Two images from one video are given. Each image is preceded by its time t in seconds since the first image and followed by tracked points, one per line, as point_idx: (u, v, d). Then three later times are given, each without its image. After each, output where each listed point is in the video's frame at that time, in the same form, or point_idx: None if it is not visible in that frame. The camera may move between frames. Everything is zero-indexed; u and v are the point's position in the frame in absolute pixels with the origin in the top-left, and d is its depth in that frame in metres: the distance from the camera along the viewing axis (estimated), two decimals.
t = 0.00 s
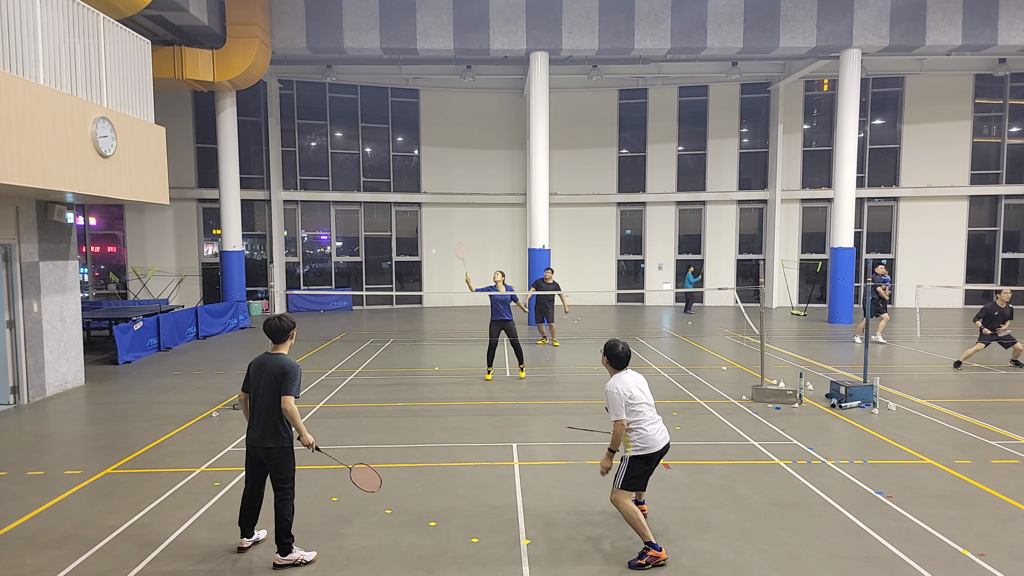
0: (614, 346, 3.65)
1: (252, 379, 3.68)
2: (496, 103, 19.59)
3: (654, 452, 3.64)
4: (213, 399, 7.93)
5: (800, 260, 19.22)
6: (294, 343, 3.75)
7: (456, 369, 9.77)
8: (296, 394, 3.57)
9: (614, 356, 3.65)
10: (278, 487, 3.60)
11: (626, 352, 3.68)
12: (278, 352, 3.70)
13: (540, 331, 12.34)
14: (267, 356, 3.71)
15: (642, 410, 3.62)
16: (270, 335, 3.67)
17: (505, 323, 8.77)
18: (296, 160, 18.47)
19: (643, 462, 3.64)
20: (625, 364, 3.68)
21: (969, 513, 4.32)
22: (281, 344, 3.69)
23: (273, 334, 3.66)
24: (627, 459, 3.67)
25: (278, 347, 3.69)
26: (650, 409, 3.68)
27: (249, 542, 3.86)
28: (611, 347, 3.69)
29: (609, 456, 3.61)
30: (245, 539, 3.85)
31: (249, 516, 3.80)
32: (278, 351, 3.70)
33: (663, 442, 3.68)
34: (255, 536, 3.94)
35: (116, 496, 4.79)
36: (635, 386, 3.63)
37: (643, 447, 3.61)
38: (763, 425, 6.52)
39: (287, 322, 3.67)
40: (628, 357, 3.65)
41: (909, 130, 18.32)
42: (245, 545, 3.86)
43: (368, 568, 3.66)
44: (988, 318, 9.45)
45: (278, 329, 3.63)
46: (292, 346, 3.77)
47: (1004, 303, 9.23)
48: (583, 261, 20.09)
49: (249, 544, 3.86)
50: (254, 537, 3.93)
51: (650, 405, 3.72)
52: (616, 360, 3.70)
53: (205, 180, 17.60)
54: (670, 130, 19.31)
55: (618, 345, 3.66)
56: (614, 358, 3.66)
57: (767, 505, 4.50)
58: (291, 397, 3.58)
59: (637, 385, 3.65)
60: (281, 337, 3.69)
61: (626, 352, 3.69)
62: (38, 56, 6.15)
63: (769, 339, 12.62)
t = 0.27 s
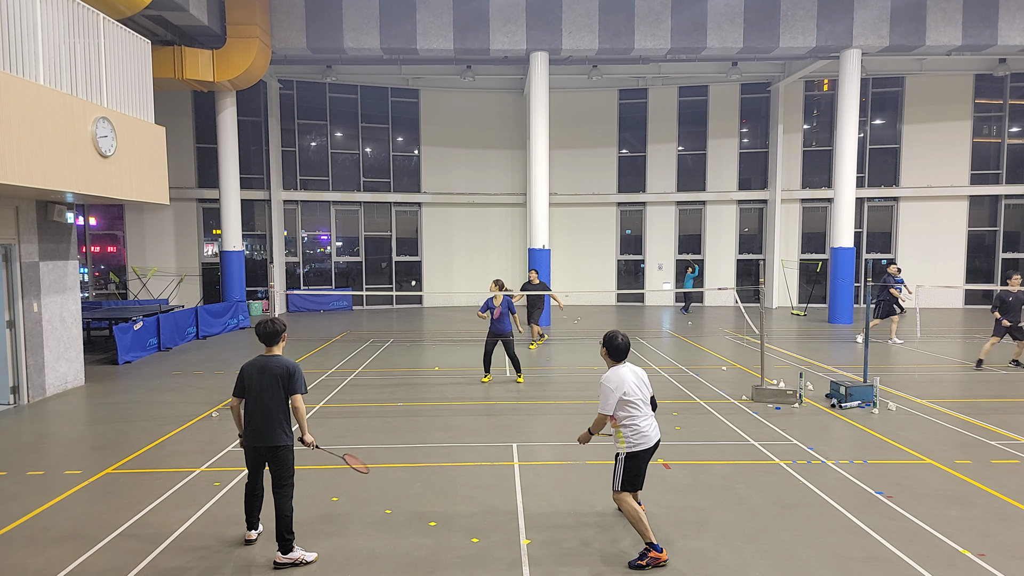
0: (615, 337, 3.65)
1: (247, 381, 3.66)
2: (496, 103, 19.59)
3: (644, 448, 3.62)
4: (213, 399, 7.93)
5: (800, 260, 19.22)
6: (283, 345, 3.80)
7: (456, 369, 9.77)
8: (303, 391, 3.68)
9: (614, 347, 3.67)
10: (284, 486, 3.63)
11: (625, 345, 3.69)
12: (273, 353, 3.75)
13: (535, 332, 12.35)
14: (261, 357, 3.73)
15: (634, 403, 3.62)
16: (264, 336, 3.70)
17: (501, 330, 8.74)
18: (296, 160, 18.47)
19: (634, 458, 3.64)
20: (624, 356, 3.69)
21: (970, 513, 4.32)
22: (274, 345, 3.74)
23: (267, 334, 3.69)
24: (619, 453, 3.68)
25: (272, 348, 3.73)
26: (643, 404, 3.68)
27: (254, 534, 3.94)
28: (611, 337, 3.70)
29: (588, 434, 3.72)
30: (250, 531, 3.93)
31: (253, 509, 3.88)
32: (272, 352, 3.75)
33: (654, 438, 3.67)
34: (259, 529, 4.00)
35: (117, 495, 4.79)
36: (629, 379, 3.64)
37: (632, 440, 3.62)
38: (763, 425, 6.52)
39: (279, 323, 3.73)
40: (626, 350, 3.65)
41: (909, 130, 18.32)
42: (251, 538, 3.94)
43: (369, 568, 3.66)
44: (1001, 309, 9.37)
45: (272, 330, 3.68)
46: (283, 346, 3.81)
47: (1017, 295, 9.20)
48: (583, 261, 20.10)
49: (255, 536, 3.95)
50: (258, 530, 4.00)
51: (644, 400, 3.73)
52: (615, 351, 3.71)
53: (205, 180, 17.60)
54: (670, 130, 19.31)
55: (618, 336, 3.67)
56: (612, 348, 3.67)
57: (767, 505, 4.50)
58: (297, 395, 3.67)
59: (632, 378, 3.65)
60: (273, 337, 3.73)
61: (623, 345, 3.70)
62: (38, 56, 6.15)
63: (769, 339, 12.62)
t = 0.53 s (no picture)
0: (610, 319, 3.80)
1: (245, 374, 3.80)
2: (496, 103, 19.59)
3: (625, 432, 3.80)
4: (213, 399, 7.93)
5: (800, 260, 19.22)
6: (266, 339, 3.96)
7: (456, 369, 9.77)
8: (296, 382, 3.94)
9: (609, 329, 3.80)
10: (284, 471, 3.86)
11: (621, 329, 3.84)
12: (261, 346, 3.91)
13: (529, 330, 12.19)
14: (252, 351, 3.88)
15: (623, 387, 3.79)
16: (258, 330, 3.86)
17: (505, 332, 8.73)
18: (296, 160, 18.47)
19: (617, 442, 3.80)
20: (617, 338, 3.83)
21: (969, 513, 4.32)
22: (263, 339, 3.91)
23: (262, 328, 3.87)
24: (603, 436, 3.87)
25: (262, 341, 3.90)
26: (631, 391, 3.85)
27: (254, 534, 3.93)
28: (606, 320, 3.86)
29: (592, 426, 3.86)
30: (251, 531, 3.92)
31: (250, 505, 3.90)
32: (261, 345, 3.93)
33: (636, 424, 3.86)
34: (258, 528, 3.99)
35: (117, 495, 4.79)
36: (621, 363, 3.80)
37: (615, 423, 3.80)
38: (763, 425, 6.51)
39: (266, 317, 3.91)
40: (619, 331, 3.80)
41: (909, 131, 18.33)
42: (251, 538, 3.92)
43: (368, 568, 3.65)
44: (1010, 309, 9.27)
45: (263, 323, 3.86)
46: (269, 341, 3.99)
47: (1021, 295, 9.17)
48: (583, 261, 20.10)
49: (255, 535, 3.93)
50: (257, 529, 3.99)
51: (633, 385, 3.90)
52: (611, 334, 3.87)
53: (205, 180, 17.60)
54: (670, 130, 19.30)
55: (614, 318, 3.82)
56: (607, 331, 3.82)
57: (767, 505, 4.50)
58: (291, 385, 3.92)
59: (624, 364, 3.81)
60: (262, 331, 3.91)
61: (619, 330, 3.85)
62: (38, 56, 6.15)
63: (769, 339, 12.62)
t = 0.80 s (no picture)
0: (602, 317, 3.83)
1: (248, 372, 3.88)
2: (496, 103, 19.59)
3: (608, 433, 3.85)
4: (213, 399, 7.93)
5: (800, 260, 19.22)
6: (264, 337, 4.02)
7: (456, 369, 9.77)
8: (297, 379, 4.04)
9: (600, 327, 3.85)
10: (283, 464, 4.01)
11: (613, 328, 3.88)
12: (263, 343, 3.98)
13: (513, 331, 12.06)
14: (253, 349, 3.95)
15: (610, 387, 3.84)
16: (260, 328, 3.93)
17: (505, 332, 8.71)
18: (296, 160, 18.47)
19: (599, 442, 3.87)
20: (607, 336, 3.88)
21: (969, 514, 4.32)
22: (265, 337, 3.98)
23: (264, 326, 3.94)
24: (587, 436, 3.94)
25: (263, 339, 3.97)
26: (620, 393, 3.88)
27: (254, 534, 3.93)
28: (600, 318, 3.89)
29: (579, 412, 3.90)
30: (251, 530, 3.92)
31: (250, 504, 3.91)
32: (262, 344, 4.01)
33: (622, 427, 3.90)
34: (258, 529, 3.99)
35: (117, 495, 4.79)
36: (609, 363, 3.85)
37: (600, 423, 3.86)
38: (763, 425, 6.52)
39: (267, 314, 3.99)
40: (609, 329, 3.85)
41: (909, 131, 18.33)
42: (251, 538, 3.92)
43: (369, 568, 3.66)
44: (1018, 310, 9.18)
45: (265, 321, 3.93)
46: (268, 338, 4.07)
47: None
48: (583, 261, 20.10)
49: (255, 535, 3.94)
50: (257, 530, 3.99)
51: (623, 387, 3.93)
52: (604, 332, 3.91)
53: (205, 180, 17.60)
54: (670, 130, 19.30)
55: (606, 316, 3.85)
56: (598, 329, 3.87)
57: (767, 505, 4.50)
58: (293, 383, 4.02)
59: (613, 365, 3.86)
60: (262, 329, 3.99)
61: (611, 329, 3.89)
62: (38, 56, 6.15)
63: (769, 339, 12.62)
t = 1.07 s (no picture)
0: (597, 310, 3.82)
1: (254, 369, 3.97)
2: (496, 103, 19.59)
3: (596, 427, 3.86)
4: (213, 399, 7.93)
5: (800, 260, 19.22)
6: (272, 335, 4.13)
7: (457, 369, 9.77)
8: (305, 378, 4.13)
9: (596, 320, 3.85)
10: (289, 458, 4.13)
11: (608, 321, 3.85)
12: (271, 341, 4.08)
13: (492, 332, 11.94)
14: (261, 346, 4.05)
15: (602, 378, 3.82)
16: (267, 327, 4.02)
17: (504, 331, 8.68)
18: (296, 160, 18.47)
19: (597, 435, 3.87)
20: (604, 327, 3.86)
21: (969, 513, 4.32)
22: (272, 334, 4.09)
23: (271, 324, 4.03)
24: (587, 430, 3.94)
25: (271, 337, 4.08)
26: (612, 388, 3.86)
27: (255, 527, 4.00)
28: (595, 310, 3.88)
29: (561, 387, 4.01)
30: (251, 524, 3.98)
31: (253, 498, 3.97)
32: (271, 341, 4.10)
33: (614, 422, 3.87)
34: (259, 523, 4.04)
35: (117, 495, 4.79)
36: (599, 357, 3.84)
37: (590, 416, 3.88)
38: (763, 425, 6.52)
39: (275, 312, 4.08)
40: (606, 321, 3.84)
41: (909, 131, 18.32)
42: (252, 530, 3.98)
43: (369, 568, 3.66)
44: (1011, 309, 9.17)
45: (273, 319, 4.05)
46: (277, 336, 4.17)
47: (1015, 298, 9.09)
48: (583, 261, 20.10)
49: (256, 529, 4.00)
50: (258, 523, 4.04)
51: (617, 382, 3.89)
52: (600, 324, 3.90)
53: (205, 180, 17.60)
54: (670, 130, 19.30)
55: (601, 308, 3.83)
56: (592, 321, 3.87)
57: (767, 505, 4.50)
58: (301, 382, 4.07)
59: (604, 358, 3.84)
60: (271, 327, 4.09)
61: (605, 322, 3.87)
62: (38, 56, 6.15)
63: (769, 339, 12.61)
